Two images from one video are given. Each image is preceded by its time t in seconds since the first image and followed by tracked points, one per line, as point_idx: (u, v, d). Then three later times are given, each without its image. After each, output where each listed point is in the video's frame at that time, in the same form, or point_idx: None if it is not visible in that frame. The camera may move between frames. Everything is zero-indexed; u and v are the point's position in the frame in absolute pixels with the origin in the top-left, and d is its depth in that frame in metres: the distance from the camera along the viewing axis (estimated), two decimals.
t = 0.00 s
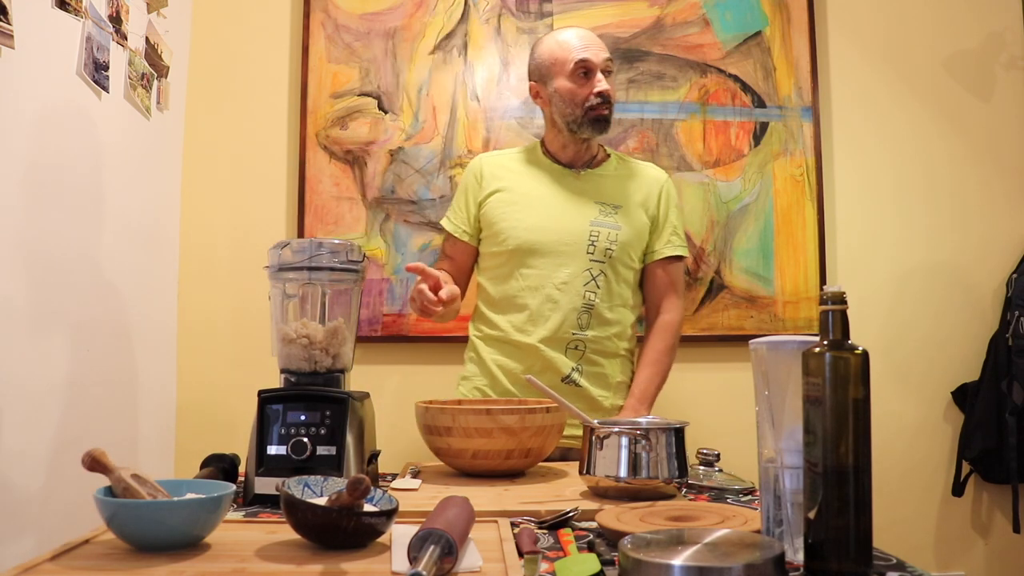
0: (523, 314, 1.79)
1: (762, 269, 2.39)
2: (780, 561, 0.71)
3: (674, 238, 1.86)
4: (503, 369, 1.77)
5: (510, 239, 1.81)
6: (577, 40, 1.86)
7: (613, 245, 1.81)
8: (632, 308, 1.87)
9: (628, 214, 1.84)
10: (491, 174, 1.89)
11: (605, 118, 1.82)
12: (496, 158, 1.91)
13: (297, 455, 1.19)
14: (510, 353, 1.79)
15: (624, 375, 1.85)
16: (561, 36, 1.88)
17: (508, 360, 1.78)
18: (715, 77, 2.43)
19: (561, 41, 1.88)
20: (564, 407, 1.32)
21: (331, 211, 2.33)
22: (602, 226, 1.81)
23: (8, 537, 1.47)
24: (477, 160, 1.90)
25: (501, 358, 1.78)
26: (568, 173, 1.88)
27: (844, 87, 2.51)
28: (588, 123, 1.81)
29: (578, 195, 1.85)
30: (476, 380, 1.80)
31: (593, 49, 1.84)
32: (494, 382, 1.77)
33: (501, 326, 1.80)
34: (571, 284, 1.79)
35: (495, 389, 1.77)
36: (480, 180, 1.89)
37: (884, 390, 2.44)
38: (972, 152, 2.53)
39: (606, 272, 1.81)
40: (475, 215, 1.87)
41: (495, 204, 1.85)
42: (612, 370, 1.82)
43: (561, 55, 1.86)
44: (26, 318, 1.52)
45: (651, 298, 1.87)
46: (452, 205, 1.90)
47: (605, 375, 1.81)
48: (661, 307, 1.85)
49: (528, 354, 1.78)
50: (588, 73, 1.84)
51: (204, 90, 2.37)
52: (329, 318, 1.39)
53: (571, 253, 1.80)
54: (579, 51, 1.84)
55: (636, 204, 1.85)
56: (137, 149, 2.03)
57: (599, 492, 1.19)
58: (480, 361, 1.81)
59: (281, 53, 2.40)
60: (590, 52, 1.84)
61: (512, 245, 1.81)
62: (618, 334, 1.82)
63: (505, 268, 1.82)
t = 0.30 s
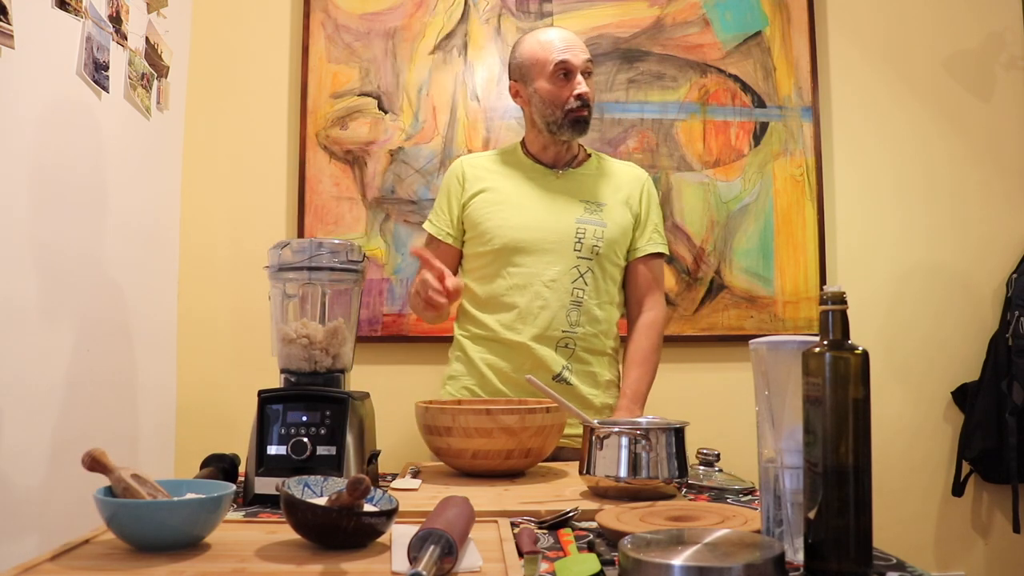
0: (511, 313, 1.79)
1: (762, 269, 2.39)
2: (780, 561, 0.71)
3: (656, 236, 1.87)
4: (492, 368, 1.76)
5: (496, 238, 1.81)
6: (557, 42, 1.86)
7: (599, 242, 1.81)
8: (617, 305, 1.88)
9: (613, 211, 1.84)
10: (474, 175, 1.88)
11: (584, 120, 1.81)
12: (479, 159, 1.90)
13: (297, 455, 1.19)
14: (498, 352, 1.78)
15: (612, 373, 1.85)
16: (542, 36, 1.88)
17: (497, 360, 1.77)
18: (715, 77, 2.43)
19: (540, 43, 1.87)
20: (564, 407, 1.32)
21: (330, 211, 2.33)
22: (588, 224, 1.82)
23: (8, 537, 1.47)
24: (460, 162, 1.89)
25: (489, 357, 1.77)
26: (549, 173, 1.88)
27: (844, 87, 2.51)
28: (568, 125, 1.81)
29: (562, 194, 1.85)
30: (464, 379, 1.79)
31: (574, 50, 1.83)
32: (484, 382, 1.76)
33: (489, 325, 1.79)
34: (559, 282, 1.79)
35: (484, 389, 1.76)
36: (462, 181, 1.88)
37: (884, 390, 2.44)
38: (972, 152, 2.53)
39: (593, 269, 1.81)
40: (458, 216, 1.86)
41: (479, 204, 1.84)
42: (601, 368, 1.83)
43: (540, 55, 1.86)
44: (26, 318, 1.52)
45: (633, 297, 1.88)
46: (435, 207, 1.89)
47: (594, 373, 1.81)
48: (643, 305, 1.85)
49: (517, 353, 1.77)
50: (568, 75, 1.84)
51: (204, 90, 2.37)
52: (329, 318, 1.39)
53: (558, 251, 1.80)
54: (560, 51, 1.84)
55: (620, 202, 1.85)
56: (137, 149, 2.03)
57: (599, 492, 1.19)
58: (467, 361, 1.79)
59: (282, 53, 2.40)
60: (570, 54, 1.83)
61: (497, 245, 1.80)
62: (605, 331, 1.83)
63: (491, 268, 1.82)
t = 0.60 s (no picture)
0: (504, 313, 1.78)
1: (762, 269, 2.39)
2: (780, 561, 0.71)
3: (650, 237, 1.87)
4: (485, 368, 1.76)
5: (489, 238, 1.81)
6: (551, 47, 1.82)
7: (593, 243, 1.81)
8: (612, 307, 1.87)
9: (606, 212, 1.84)
10: (468, 176, 1.88)
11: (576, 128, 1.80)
12: (474, 160, 1.91)
13: (297, 455, 1.19)
14: (491, 352, 1.78)
15: (606, 374, 1.84)
16: (538, 40, 1.85)
17: (490, 359, 1.77)
18: (715, 77, 2.43)
19: (535, 48, 1.85)
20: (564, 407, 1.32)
21: (331, 211, 2.33)
22: (581, 225, 1.82)
23: (8, 538, 1.47)
24: (455, 163, 1.90)
25: (482, 357, 1.77)
26: (542, 176, 1.87)
27: (844, 87, 2.51)
28: (559, 133, 1.79)
29: (556, 194, 1.85)
30: (457, 379, 1.79)
31: (570, 57, 1.80)
32: (478, 382, 1.76)
33: (482, 325, 1.79)
34: (552, 282, 1.79)
35: (477, 388, 1.76)
36: (457, 182, 1.89)
37: (884, 390, 2.44)
38: (972, 152, 2.53)
39: (586, 269, 1.81)
40: (453, 216, 1.86)
41: (473, 205, 1.84)
42: (595, 369, 1.81)
43: (535, 59, 1.83)
44: (26, 317, 1.52)
45: (629, 298, 1.88)
46: (431, 208, 1.90)
47: (588, 374, 1.80)
48: (641, 306, 1.85)
49: (510, 353, 1.77)
50: (562, 82, 1.81)
51: (204, 90, 2.37)
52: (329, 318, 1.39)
53: (551, 251, 1.80)
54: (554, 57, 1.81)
55: (614, 203, 1.85)
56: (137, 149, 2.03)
57: (599, 492, 1.19)
58: (461, 361, 1.79)
59: (282, 52, 2.40)
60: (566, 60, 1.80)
61: (490, 245, 1.81)
62: (599, 332, 1.82)
63: (485, 268, 1.82)
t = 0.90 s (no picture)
0: (509, 313, 1.79)
1: (762, 269, 2.39)
2: (780, 561, 0.71)
3: (660, 237, 1.85)
4: (490, 368, 1.77)
5: (496, 238, 1.81)
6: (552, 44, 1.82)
7: (599, 243, 1.81)
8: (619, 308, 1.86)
9: (615, 213, 1.83)
10: (477, 175, 1.89)
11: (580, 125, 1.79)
12: (484, 158, 1.91)
13: (297, 455, 1.19)
14: (496, 352, 1.78)
15: (612, 376, 1.84)
16: (539, 39, 1.84)
17: (494, 359, 1.78)
18: (715, 77, 2.43)
19: (536, 46, 1.84)
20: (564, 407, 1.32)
21: (331, 211, 2.33)
22: (588, 225, 1.82)
23: (9, 538, 1.47)
24: (465, 162, 1.91)
25: (487, 357, 1.78)
26: (550, 175, 1.87)
27: (844, 87, 2.51)
28: (563, 131, 1.79)
29: (563, 194, 1.84)
30: (463, 379, 1.80)
31: (570, 53, 1.79)
32: (483, 383, 1.76)
33: (487, 325, 1.80)
34: (557, 282, 1.79)
35: (482, 389, 1.77)
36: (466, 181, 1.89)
37: (884, 390, 2.44)
38: (972, 152, 2.53)
39: (592, 270, 1.81)
40: (463, 215, 1.87)
41: (481, 204, 1.85)
42: (601, 370, 1.81)
43: (536, 58, 1.83)
44: (27, 317, 1.52)
45: (639, 298, 1.87)
46: (440, 206, 1.91)
47: (593, 375, 1.79)
48: (651, 307, 1.84)
49: (514, 353, 1.77)
50: (563, 79, 1.80)
51: (204, 90, 2.37)
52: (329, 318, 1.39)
53: (557, 251, 1.81)
54: (553, 55, 1.80)
55: (623, 203, 1.84)
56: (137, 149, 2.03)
57: (599, 492, 1.19)
58: (466, 361, 1.80)
59: (281, 53, 2.40)
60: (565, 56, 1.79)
61: (496, 245, 1.81)
62: (605, 334, 1.81)
63: (491, 268, 1.82)
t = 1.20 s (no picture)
0: (520, 312, 1.80)
1: (762, 269, 2.39)
2: (780, 561, 0.71)
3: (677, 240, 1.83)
4: (500, 368, 1.77)
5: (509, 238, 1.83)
6: (545, 55, 1.80)
7: (612, 245, 1.80)
8: (634, 311, 1.84)
9: (630, 215, 1.83)
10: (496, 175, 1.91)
11: (566, 135, 1.80)
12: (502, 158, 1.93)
13: (297, 455, 1.19)
14: (507, 352, 1.78)
15: (626, 378, 1.82)
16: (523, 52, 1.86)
17: (505, 359, 1.78)
18: (715, 77, 2.43)
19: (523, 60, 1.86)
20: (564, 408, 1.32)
21: (331, 211, 2.33)
22: (601, 226, 1.81)
23: (8, 538, 1.47)
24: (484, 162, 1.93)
25: (498, 357, 1.78)
26: (565, 175, 1.88)
27: (845, 87, 2.51)
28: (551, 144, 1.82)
29: (578, 195, 1.85)
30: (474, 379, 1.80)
31: (540, 68, 1.79)
32: (492, 382, 1.76)
33: (499, 325, 1.80)
34: (569, 283, 1.79)
35: (493, 389, 1.76)
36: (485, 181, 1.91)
37: (884, 390, 2.44)
38: (972, 152, 2.53)
39: (604, 271, 1.80)
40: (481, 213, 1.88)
41: (496, 204, 1.87)
42: (612, 372, 1.80)
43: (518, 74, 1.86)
44: (27, 319, 1.52)
45: (659, 302, 1.84)
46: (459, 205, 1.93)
47: (603, 377, 1.78)
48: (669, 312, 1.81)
49: (525, 353, 1.77)
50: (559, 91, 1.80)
51: (204, 90, 2.37)
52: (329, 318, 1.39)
53: (569, 252, 1.81)
54: (530, 70, 1.81)
55: (638, 206, 1.84)
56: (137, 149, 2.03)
57: (599, 492, 1.19)
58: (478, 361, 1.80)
59: (282, 52, 2.40)
60: (538, 71, 1.79)
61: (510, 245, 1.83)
62: (617, 336, 1.80)
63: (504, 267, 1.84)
